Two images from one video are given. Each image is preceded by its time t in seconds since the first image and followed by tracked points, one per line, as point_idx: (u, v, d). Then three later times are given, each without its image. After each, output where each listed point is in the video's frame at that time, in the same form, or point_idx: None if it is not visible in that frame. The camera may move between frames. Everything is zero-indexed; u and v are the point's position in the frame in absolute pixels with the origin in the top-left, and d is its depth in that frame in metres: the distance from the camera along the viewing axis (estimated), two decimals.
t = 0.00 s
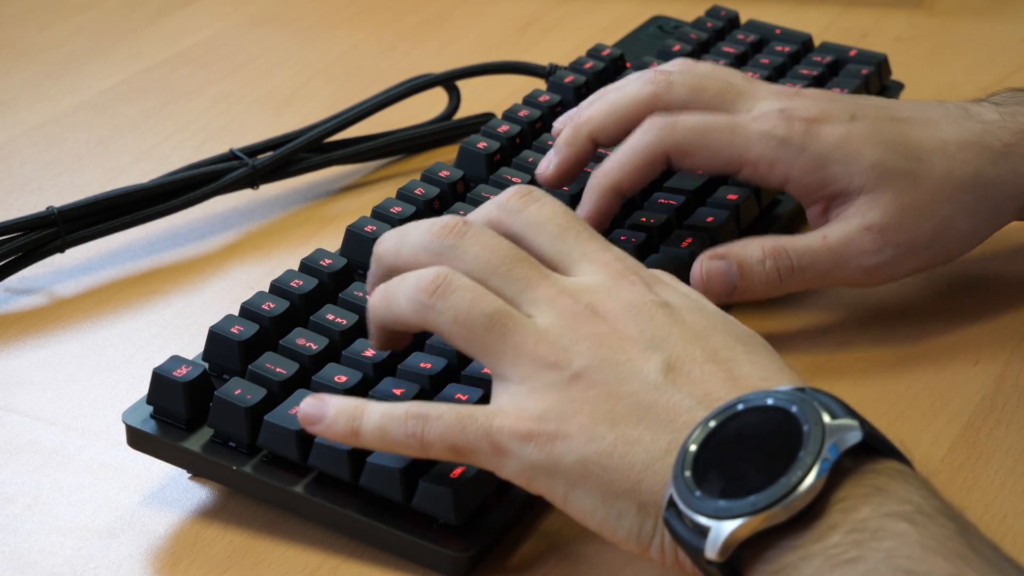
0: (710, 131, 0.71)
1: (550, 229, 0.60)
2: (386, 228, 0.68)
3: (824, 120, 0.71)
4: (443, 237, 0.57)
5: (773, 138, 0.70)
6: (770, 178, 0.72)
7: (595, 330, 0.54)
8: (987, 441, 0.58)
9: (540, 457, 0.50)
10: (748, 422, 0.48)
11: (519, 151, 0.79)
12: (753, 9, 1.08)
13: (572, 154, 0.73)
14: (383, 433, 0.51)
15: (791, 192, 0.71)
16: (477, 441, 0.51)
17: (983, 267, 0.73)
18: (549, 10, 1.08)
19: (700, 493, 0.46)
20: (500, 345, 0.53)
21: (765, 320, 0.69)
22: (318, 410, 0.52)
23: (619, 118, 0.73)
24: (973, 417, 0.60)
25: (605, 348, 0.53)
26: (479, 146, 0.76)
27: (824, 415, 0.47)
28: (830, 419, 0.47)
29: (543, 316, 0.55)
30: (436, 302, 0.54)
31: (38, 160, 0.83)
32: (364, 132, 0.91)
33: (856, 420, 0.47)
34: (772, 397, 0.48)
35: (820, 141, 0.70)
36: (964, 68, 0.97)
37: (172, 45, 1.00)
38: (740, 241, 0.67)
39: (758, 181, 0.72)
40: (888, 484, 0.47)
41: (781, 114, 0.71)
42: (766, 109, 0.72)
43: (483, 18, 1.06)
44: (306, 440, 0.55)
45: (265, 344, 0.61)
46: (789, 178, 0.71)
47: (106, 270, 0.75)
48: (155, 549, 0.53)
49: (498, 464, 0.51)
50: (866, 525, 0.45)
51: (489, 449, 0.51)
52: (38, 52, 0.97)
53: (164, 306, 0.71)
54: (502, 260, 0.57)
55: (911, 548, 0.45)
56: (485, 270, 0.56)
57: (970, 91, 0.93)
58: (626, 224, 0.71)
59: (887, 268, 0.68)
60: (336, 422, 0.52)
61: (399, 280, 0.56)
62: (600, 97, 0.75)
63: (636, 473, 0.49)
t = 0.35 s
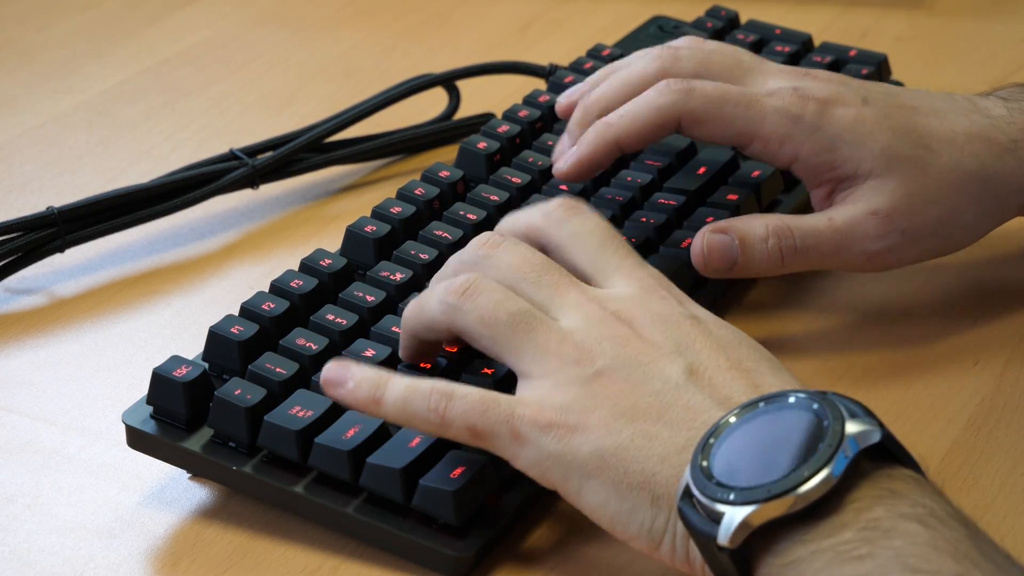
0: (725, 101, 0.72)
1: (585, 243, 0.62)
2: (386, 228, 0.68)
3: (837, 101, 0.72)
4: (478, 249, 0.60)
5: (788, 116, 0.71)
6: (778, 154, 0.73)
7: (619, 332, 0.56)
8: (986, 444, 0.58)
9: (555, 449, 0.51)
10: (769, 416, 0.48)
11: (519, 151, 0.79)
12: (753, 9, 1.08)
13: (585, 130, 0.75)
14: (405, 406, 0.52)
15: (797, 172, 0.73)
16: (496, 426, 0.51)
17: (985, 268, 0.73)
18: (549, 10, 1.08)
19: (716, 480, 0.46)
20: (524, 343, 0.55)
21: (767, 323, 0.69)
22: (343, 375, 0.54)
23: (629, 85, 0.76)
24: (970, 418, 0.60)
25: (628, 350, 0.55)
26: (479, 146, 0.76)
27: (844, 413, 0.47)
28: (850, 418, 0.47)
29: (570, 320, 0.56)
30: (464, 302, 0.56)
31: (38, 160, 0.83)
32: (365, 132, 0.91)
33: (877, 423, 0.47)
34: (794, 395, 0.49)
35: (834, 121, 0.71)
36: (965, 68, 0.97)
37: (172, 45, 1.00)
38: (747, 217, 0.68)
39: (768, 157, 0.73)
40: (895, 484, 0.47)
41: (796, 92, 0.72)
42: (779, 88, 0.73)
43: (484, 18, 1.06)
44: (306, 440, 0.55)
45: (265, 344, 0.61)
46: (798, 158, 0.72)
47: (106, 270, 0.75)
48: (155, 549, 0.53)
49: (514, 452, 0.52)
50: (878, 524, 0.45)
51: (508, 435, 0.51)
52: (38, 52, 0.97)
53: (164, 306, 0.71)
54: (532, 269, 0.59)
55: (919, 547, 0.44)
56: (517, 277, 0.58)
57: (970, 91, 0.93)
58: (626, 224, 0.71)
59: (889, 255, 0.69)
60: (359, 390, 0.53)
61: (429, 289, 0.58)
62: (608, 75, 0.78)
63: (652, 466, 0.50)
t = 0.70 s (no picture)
0: (746, 96, 0.73)
1: (547, 259, 0.61)
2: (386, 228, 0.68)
3: (860, 88, 0.74)
4: (448, 247, 0.57)
5: (809, 104, 0.73)
6: (804, 143, 0.74)
7: (599, 354, 0.55)
8: (987, 443, 0.58)
9: (542, 475, 0.50)
10: (765, 444, 0.48)
11: (519, 151, 0.79)
12: (754, 9, 1.08)
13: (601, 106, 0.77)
14: (390, 428, 0.51)
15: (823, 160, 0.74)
16: (478, 447, 0.51)
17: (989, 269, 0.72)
18: (549, 9, 1.08)
19: (717, 514, 0.46)
20: (504, 361, 0.53)
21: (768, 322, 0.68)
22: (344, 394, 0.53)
23: (652, 82, 0.77)
24: (973, 418, 0.60)
25: (611, 373, 0.54)
26: (479, 146, 0.76)
27: (845, 441, 0.47)
28: (852, 445, 0.47)
29: (549, 338, 0.56)
30: (443, 312, 0.53)
31: (39, 160, 0.83)
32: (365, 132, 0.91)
33: (877, 447, 0.47)
34: (789, 421, 0.49)
35: (857, 108, 0.73)
36: (965, 68, 0.97)
37: (172, 44, 1.00)
38: (768, 210, 0.69)
39: (794, 146, 0.75)
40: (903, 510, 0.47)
41: (817, 80, 0.74)
42: (802, 76, 0.75)
43: (484, 18, 1.06)
44: (306, 441, 0.55)
45: (264, 344, 0.61)
46: (823, 145, 0.73)
47: (106, 270, 0.74)
48: (155, 549, 0.53)
49: (495, 476, 0.51)
50: (887, 552, 0.45)
51: (489, 458, 0.51)
52: (38, 51, 0.97)
53: (164, 306, 0.71)
54: (507, 278, 0.57)
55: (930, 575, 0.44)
56: (488, 283, 0.56)
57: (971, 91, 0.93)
58: (626, 224, 0.71)
59: (918, 240, 0.70)
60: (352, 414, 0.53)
61: (397, 285, 0.55)
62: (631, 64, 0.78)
63: (642, 499, 0.49)
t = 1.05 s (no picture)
0: (802, 110, 0.76)
1: (567, 259, 0.61)
2: (386, 228, 0.68)
3: (915, 98, 0.75)
4: (459, 254, 0.58)
5: (863, 113, 0.75)
6: (860, 152, 0.76)
7: (616, 346, 0.55)
8: (988, 443, 0.58)
9: (559, 466, 0.50)
10: (785, 434, 0.48)
11: (519, 150, 0.79)
12: (753, 8, 1.08)
13: (668, 133, 0.77)
14: (399, 441, 0.51)
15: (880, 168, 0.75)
16: (494, 446, 0.51)
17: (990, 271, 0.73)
18: (549, 9, 1.08)
19: (736, 500, 0.46)
20: (518, 352, 0.54)
21: (771, 323, 0.68)
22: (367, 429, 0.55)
23: (715, 105, 0.78)
24: (972, 418, 0.60)
25: (627, 364, 0.54)
26: (479, 146, 0.76)
27: (865, 434, 0.47)
28: (872, 440, 0.47)
29: (564, 332, 0.56)
30: (454, 312, 0.55)
31: (39, 160, 0.83)
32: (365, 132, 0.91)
33: (896, 443, 0.47)
34: (809, 413, 0.49)
35: (910, 117, 0.74)
36: (965, 68, 0.97)
37: (171, 45, 0.99)
38: (822, 218, 0.71)
39: (851, 156, 0.76)
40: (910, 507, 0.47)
41: (873, 92, 0.76)
42: (858, 89, 0.77)
43: (484, 18, 1.06)
44: (305, 441, 0.55)
45: (264, 344, 0.61)
46: (878, 154, 0.75)
47: (106, 270, 0.74)
48: (155, 549, 0.53)
49: (514, 470, 0.51)
50: (900, 543, 0.45)
51: (506, 454, 0.51)
52: (36, 52, 0.97)
53: (164, 306, 0.71)
54: (518, 278, 0.58)
55: (945, 566, 0.45)
56: (502, 284, 0.57)
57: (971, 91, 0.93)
58: (626, 224, 0.71)
59: (968, 244, 0.70)
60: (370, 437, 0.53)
61: (413, 296, 0.57)
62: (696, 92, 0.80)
63: (661, 490, 0.49)
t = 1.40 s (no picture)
0: (737, 124, 0.72)
1: (584, 275, 0.62)
2: (386, 228, 0.68)
3: (851, 117, 0.72)
4: (479, 271, 0.59)
5: (801, 134, 0.71)
6: (796, 174, 0.72)
7: (625, 358, 0.55)
8: (987, 443, 0.58)
9: (567, 474, 0.51)
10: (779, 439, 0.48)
11: (519, 151, 0.79)
12: (753, 9, 1.08)
13: (595, 149, 0.74)
14: (417, 427, 0.52)
15: (817, 191, 0.72)
16: (508, 450, 0.51)
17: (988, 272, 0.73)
18: (549, 9, 1.08)
19: (728, 505, 0.46)
20: (531, 371, 0.55)
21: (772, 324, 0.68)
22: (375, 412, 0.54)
23: (640, 118, 0.75)
24: (971, 417, 0.60)
25: (637, 375, 0.55)
26: (479, 146, 0.76)
27: (855, 435, 0.47)
28: (861, 441, 0.47)
29: (576, 345, 0.56)
30: (470, 330, 0.55)
31: (38, 160, 0.83)
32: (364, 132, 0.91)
33: (887, 442, 0.47)
34: (803, 417, 0.49)
35: (850, 137, 0.71)
36: (965, 68, 0.97)
37: (171, 45, 0.99)
38: (766, 246, 0.68)
39: (787, 178, 0.73)
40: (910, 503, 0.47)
41: (810, 109, 0.73)
42: (795, 107, 0.73)
43: (484, 18, 1.06)
44: (306, 441, 0.55)
45: (265, 344, 0.61)
46: (815, 176, 0.71)
47: (106, 270, 0.74)
48: (154, 549, 0.53)
49: (527, 478, 0.51)
50: (889, 542, 0.45)
51: (519, 459, 0.51)
52: (37, 51, 0.97)
53: (164, 306, 0.71)
54: (536, 293, 0.58)
55: (934, 563, 0.45)
56: (520, 301, 0.58)
57: (970, 92, 0.93)
58: (626, 224, 0.72)
59: (915, 269, 0.68)
60: (381, 421, 0.53)
61: (429, 314, 0.57)
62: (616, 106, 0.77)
63: (663, 493, 0.50)
